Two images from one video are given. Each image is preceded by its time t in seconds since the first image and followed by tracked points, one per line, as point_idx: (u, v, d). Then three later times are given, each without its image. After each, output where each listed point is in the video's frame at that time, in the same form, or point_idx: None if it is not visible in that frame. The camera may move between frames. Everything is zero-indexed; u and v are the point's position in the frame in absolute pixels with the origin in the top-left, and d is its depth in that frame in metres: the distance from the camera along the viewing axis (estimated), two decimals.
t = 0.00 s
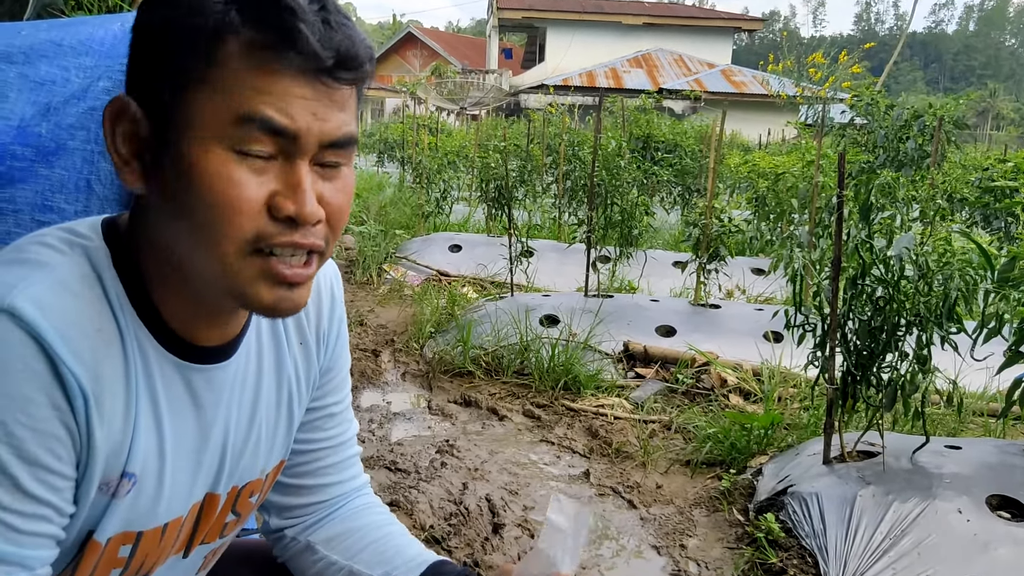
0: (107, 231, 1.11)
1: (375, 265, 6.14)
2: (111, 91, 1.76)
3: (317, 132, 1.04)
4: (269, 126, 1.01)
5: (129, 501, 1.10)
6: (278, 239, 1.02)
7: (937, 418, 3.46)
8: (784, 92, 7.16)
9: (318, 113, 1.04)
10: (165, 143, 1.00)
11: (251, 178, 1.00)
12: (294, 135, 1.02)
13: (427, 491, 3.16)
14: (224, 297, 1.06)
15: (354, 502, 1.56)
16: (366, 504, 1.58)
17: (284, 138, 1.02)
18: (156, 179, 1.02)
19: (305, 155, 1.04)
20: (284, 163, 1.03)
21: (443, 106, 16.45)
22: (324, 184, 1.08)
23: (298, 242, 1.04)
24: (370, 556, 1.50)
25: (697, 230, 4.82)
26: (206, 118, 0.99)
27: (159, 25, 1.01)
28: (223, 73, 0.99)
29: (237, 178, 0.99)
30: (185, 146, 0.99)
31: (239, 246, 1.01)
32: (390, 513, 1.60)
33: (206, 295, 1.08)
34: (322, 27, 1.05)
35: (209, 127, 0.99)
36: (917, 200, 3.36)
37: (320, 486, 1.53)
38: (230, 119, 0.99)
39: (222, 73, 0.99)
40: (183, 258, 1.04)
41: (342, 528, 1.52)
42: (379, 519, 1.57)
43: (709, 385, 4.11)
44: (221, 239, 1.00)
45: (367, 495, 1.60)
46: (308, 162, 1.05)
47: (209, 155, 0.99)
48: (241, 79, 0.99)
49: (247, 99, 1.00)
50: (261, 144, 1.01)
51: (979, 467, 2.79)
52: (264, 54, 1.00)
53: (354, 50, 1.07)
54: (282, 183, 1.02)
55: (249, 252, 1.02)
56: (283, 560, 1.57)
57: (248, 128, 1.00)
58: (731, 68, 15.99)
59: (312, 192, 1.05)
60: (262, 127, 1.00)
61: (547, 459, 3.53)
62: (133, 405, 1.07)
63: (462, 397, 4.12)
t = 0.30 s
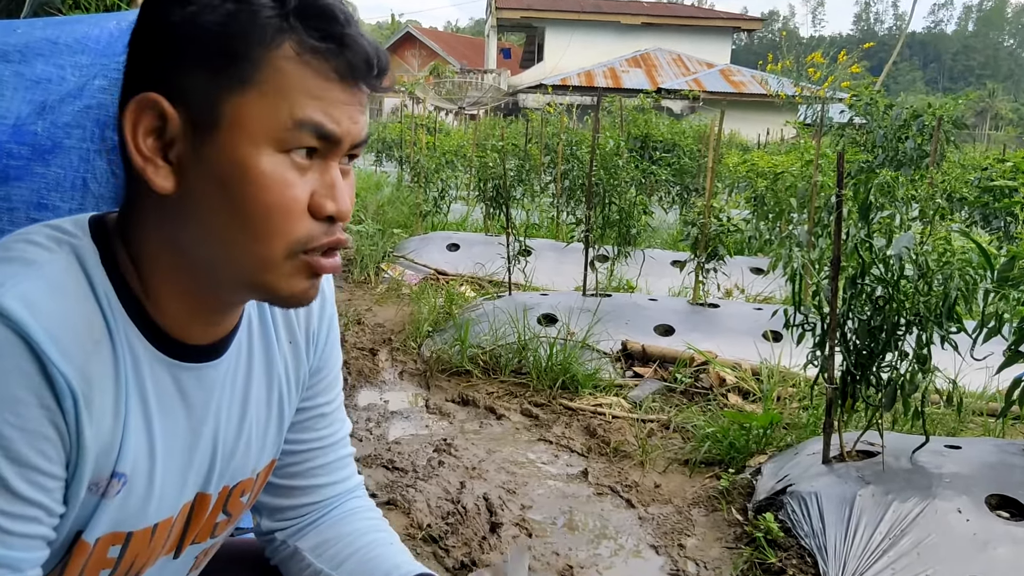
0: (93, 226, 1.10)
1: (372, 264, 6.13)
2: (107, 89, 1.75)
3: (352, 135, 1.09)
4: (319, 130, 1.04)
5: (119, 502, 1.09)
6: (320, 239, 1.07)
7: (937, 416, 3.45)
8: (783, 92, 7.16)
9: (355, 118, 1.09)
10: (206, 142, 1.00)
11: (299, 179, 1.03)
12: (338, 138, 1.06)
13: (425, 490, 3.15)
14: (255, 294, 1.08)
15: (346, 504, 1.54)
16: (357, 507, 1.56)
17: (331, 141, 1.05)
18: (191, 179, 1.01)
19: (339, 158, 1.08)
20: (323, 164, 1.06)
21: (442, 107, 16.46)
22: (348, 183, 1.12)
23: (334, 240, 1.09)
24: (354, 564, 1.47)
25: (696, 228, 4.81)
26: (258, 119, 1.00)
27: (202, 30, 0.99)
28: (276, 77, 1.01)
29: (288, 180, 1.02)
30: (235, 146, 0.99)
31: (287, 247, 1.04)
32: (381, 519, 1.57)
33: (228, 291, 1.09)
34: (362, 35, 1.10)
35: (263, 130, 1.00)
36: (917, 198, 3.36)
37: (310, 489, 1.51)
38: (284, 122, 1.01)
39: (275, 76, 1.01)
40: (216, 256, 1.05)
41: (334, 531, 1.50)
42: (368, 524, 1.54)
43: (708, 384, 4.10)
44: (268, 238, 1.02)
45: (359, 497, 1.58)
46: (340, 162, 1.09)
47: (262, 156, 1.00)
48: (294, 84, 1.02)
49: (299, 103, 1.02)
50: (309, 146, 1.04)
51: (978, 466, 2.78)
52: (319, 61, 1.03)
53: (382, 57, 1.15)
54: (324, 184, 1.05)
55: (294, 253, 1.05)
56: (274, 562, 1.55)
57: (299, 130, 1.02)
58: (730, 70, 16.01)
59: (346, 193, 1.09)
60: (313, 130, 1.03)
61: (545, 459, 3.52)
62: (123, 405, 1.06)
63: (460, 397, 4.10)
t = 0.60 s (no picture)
0: (93, 231, 1.09)
1: (373, 264, 6.13)
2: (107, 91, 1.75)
3: (356, 135, 1.09)
4: (325, 133, 1.04)
5: (119, 506, 1.08)
6: (326, 240, 1.08)
7: (937, 418, 3.45)
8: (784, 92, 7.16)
9: (359, 118, 1.10)
10: (213, 148, 1.00)
11: (305, 180, 1.03)
12: (343, 140, 1.07)
13: (425, 491, 3.15)
14: (261, 296, 1.09)
15: (347, 507, 1.54)
16: (357, 511, 1.54)
17: (335, 142, 1.06)
18: (198, 185, 1.01)
19: (343, 158, 1.09)
20: (328, 166, 1.07)
21: (442, 106, 16.45)
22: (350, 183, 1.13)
23: (338, 240, 1.10)
24: (352, 570, 1.46)
25: (696, 229, 4.81)
26: (265, 123, 1.00)
27: (208, 34, 0.98)
28: (280, 80, 1.01)
29: (296, 182, 1.02)
30: (242, 151, 1.00)
31: (294, 248, 1.04)
32: (381, 524, 1.56)
33: (234, 294, 1.10)
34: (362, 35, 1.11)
35: (270, 133, 1.00)
36: (917, 200, 3.36)
37: (309, 492, 1.50)
38: (291, 127, 1.02)
39: (281, 80, 1.01)
40: (225, 262, 1.05)
41: (333, 535, 1.49)
42: (368, 529, 1.53)
43: (708, 386, 4.10)
44: (278, 241, 1.03)
45: (359, 500, 1.56)
46: (344, 162, 1.10)
47: (270, 159, 1.01)
48: (299, 85, 1.02)
49: (304, 105, 1.03)
50: (315, 149, 1.04)
51: (979, 469, 2.78)
52: (322, 62, 1.03)
53: (383, 55, 1.15)
54: (331, 185, 1.06)
55: (301, 254, 1.06)
56: (274, 565, 1.54)
57: (305, 133, 1.03)
58: (731, 69, 16.00)
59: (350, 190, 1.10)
60: (318, 132, 1.04)
61: (545, 460, 3.52)
62: (125, 409, 1.05)
63: (460, 397, 4.10)
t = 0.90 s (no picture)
0: (92, 230, 1.09)
1: (373, 265, 6.13)
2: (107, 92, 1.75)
3: (348, 132, 1.08)
4: (314, 128, 1.03)
5: (118, 507, 1.08)
6: (316, 238, 1.07)
7: (938, 419, 3.45)
8: (784, 93, 7.17)
9: (351, 115, 1.08)
10: (202, 145, 0.99)
11: (293, 176, 1.03)
12: (333, 136, 1.06)
13: (425, 493, 3.14)
14: (252, 295, 1.08)
15: (347, 509, 1.53)
16: (357, 513, 1.53)
17: (325, 139, 1.05)
18: (187, 181, 1.01)
19: (335, 155, 1.08)
20: (319, 162, 1.06)
21: (443, 107, 16.45)
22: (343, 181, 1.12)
23: (329, 239, 1.09)
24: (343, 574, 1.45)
25: (697, 230, 4.81)
26: (254, 118, 1.00)
27: (197, 31, 0.98)
28: (267, 74, 1.00)
29: (283, 179, 1.02)
30: (228, 146, 0.99)
31: (282, 245, 1.03)
32: (379, 527, 1.55)
33: (231, 294, 1.09)
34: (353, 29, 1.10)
35: (256, 128, 1.00)
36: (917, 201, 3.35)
37: (310, 493, 1.49)
38: (278, 121, 1.01)
39: (270, 74, 1.00)
40: (216, 258, 1.04)
41: (332, 536, 1.48)
42: (363, 532, 1.51)
43: (709, 387, 4.10)
44: (265, 237, 1.02)
45: (359, 502, 1.55)
46: (336, 159, 1.08)
47: (256, 155, 1.00)
48: (286, 79, 1.01)
49: (291, 99, 1.02)
50: (304, 145, 1.03)
51: (980, 470, 2.78)
52: (309, 55, 1.03)
53: (376, 50, 1.14)
54: (321, 182, 1.05)
55: (290, 251, 1.05)
56: (273, 565, 1.54)
57: (293, 128, 1.02)
58: (731, 70, 16.01)
59: (343, 189, 1.09)
60: (306, 127, 1.03)
61: (546, 461, 3.51)
62: (123, 409, 1.05)
63: (461, 398, 4.10)
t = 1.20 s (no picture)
0: (89, 228, 1.09)
1: (375, 265, 6.13)
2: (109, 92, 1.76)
3: (332, 128, 1.08)
4: (296, 123, 1.03)
5: (119, 503, 1.08)
6: (304, 238, 1.05)
7: (940, 419, 3.45)
8: (786, 92, 7.17)
9: (336, 111, 1.08)
10: (185, 141, 0.99)
11: (274, 172, 1.02)
12: (316, 131, 1.05)
13: (427, 492, 3.14)
14: (241, 292, 1.08)
15: (343, 511, 1.53)
16: (353, 519, 1.53)
17: (308, 134, 1.05)
18: (173, 178, 1.01)
19: (320, 151, 1.07)
20: (303, 159, 1.05)
21: (444, 107, 16.43)
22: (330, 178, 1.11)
23: (318, 240, 1.07)
24: None
25: (698, 230, 4.80)
26: (234, 113, 1.00)
27: (178, 27, 0.98)
28: (246, 68, 1.00)
29: (264, 175, 1.01)
30: (209, 142, 0.99)
31: (266, 242, 1.03)
32: (370, 535, 1.54)
33: (225, 293, 1.09)
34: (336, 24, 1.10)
35: (235, 122, 1.00)
36: (919, 201, 3.36)
37: (304, 494, 1.50)
38: (257, 115, 1.01)
39: (250, 69, 1.00)
40: (202, 256, 1.04)
41: (325, 539, 1.48)
42: (351, 537, 1.50)
43: (710, 387, 4.10)
44: (249, 233, 1.01)
45: (355, 505, 1.55)
46: (321, 156, 1.08)
47: (236, 150, 1.00)
48: (266, 73, 1.01)
49: (270, 94, 1.02)
50: (286, 139, 1.03)
51: (980, 470, 2.78)
52: (288, 49, 1.02)
53: (363, 45, 1.14)
54: (305, 178, 1.05)
55: (276, 249, 1.04)
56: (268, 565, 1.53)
57: (273, 122, 1.02)
58: (733, 70, 16.00)
59: (330, 188, 1.08)
60: (287, 121, 1.03)
61: (547, 461, 3.52)
62: (120, 406, 1.05)
63: (462, 398, 4.10)
